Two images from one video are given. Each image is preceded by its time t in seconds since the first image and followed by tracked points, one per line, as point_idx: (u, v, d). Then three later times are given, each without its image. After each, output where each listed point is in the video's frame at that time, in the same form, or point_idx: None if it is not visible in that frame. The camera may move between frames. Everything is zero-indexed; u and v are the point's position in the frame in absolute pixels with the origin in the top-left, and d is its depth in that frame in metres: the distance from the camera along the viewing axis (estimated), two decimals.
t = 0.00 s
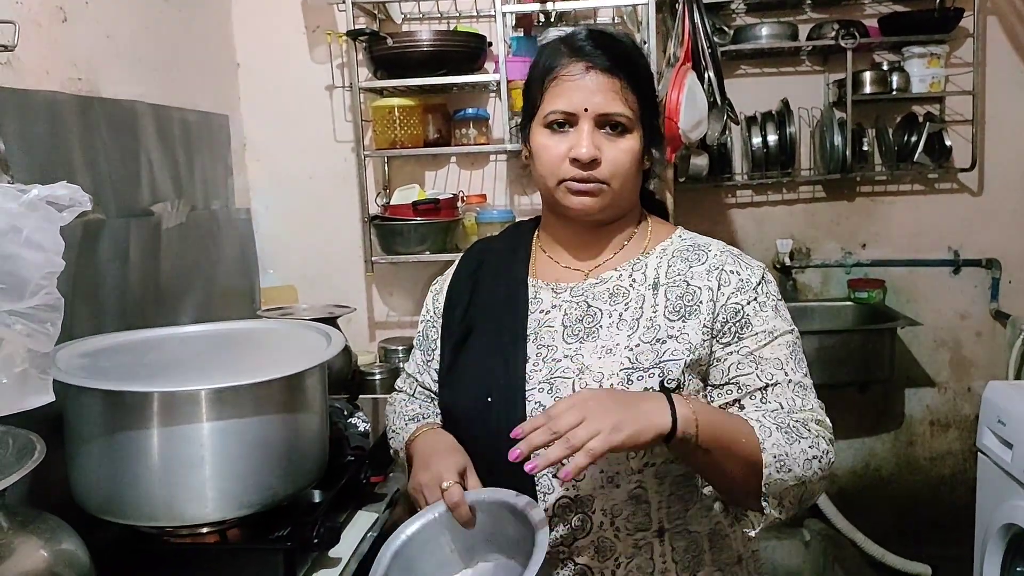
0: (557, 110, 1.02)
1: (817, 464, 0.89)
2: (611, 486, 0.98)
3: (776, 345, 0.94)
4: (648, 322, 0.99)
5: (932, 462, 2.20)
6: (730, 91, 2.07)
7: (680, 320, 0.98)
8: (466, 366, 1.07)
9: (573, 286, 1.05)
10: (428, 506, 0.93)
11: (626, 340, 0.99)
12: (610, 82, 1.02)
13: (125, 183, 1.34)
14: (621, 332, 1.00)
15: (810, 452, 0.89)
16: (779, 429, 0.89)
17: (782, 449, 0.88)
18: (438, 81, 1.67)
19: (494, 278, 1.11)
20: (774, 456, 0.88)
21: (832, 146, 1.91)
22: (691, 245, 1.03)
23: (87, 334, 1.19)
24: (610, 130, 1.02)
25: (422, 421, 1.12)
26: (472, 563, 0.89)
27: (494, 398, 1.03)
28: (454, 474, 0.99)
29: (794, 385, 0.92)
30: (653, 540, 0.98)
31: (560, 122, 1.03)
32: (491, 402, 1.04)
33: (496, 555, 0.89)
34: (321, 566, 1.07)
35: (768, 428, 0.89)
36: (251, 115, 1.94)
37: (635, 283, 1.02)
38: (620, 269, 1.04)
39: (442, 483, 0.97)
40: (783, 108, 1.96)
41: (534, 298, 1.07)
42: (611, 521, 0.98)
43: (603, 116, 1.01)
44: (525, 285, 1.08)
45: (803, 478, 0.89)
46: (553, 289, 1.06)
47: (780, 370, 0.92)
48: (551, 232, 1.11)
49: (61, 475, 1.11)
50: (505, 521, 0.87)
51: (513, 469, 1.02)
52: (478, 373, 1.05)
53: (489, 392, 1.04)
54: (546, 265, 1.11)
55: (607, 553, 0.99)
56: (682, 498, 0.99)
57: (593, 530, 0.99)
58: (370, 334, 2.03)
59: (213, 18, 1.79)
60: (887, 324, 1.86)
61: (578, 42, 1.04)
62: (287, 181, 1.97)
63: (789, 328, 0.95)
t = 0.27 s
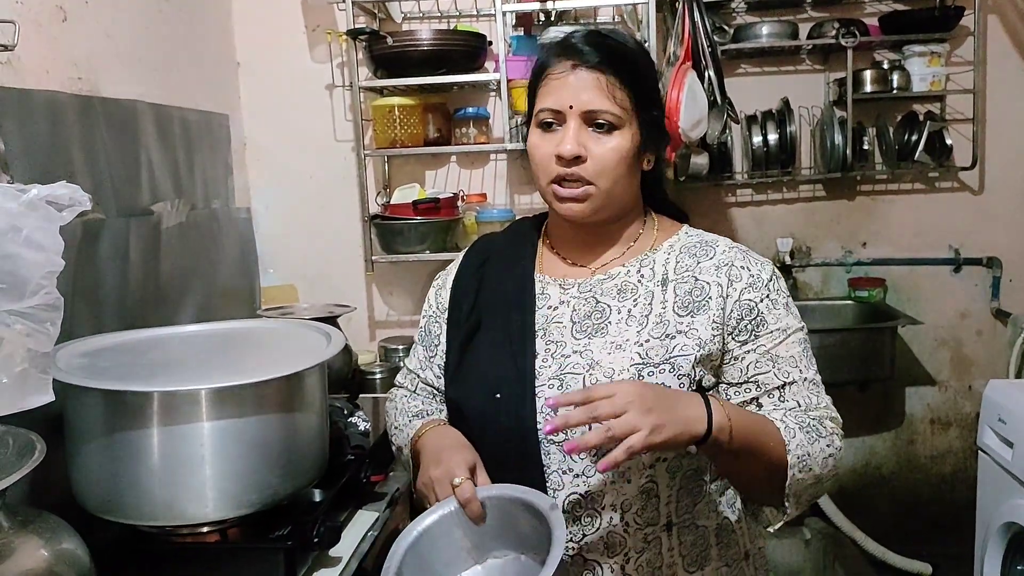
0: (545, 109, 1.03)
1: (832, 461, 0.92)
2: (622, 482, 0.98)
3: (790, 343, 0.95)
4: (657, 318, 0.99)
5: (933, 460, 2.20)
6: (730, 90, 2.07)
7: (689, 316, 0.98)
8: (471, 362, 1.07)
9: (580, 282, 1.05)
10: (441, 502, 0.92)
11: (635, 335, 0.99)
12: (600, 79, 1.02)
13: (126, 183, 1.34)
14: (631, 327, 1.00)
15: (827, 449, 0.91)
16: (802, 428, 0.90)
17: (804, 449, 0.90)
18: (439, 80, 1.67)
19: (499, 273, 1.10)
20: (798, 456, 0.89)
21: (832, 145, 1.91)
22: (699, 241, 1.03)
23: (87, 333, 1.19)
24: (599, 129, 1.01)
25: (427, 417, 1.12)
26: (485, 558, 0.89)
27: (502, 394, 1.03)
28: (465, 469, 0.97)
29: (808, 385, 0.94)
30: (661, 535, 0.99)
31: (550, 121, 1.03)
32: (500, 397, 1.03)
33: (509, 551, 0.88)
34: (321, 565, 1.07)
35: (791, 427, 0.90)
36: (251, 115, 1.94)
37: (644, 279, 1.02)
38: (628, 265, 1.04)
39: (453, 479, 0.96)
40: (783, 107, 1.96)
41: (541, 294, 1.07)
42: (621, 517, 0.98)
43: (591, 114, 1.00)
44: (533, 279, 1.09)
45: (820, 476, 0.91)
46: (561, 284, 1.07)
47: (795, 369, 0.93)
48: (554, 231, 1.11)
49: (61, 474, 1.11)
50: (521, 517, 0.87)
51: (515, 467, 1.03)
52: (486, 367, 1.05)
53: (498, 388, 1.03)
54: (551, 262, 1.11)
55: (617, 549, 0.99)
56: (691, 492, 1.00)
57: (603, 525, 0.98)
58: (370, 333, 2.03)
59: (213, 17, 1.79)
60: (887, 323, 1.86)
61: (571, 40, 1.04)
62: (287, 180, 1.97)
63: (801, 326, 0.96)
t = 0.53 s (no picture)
0: (543, 112, 1.03)
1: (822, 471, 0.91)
2: (621, 485, 0.98)
3: (786, 346, 0.93)
4: (655, 318, 0.99)
5: (932, 460, 2.20)
6: (729, 89, 2.07)
7: (687, 317, 0.97)
8: (473, 363, 1.08)
9: (580, 283, 1.05)
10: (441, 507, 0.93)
11: (633, 336, 0.99)
12: (598, 80, 1.01)
13: (124, 183, 1.34)
14: (629, 328, 1.00)
15: (817, 459, 0.90)
16: (791, 436, 0.89)
17: (793, 457, 0.88)
18: (438, 79, 1.67)
19: (502, 275, 1.10)
20: (784, 466, 0.88)
21: (832, 144, 1.91)
22: (700, 240, 1.03)
23: (86, 333, 1.19)
24: (596, 130, 1.01)
25: (431, 420, 1.12)
26: (487, 562, 0.90)
27: (501, 397, 1.03)
28: (465, 474, 0.98)
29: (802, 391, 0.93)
30: (663, 538, 0.99)
31: (548, 123, 1.04)
32: (499, 400, 1.03)
33: (510, 554, 0.89)
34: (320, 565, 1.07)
35: (780, 434, 0.89)
36: (250, 114, 1.94)
37: (644, 280, 1.02)
38: (628, 265, 1.04)
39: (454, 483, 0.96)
40: (782, 107, 1.96)
41: (541, 295, 1.07)
42: (620, 519, 0.98)
43: (587, 115, 1.00)
44: (534, 282, 1.08)
45: (808, 485, 0.90)
46: (561, 285, 1.06)
47: (790, 374, 0.92)
48: (556, 232, 1.11)
49: (60, 474, 1.11)
50: (521, 519, 0.87)
51: (514, 466, 1.03)
52: (487, 369, 1.06)
53: (497, 391, 1.04)
54: (552, 263, 1.11)
55: (617, 552, 0.98)
56: (692, 494, 1.00)
57: (603, 528, 0.98)
58: (369, 333, 2.03)
59: (211, 17, 1.79)
60: (886, 322, 1.86)
61: (568, 41, 1.04)
62: (286, 180, 1.97)
63: (799, 328, 0.95)
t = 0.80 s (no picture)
0: (543, 113, 1.03)
1: (808, 483, 0.90)
2: (614, 489, 0.98)
3: (780, 353, 0.93)
4: (653, 321, 0.99)
5: (932, 459, 2.20)
6: (728, 89, 2.07)
7: (684, 320, 0.97)
8: (473, 364, 1.08)
9: (579, 285, 1.05)
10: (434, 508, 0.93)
11: (630, 339, 0.99)
12: (597, 81, 1.01)
13: (122, 183, 1.34)
14: (626, 330, 1.00)
15: (803, 470, 0.89)
16: (779, 446, 0.88)
17: (777, 467, 0.87)
18: (436, 79, 1.67)
19: (506, 274, 1.11)
20: (767, 475, 0.87)
21: (830, 144, 1.91)
22: (701, 243, 1.02)
23: (84, 334, 1.19)
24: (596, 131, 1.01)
25: (432, 418, 1.12)
26: (479, 563, 0.90)
27: (496, 399, 1.03)
28: (459, 475, 0.98)
29: (794, 400, 0.92)
30: (657, 543, 0.98)
31: (548, 125, 1.04)
32: (495, 402, 1.04)
33: (501, 555, 0.89)
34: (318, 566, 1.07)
35: (767, 443, 0.88)
36: (248, 115, 1.94)
37: (643, 282, 1.02)
38: (628, 268, 1.03)
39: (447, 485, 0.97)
40: (781, 107, 1.96)
41: (541, 297, 1.07)
42: (614, 524, 0.98)
43: (586, 117, 1.00)
44: (535, 283, 1.09)
45: (792, 496, 0.89)
46: (561, 287, 1.06)
47: (782, 381, 0.92)
48: (559, 234, 1.11)
49: (57, 475, 1.11)
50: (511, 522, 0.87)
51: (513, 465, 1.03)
52: (484, 370, 1.06)
53: (493, 393, 1.04)
54: (553, 265, 1.11)
55: (610, 556, 0.98)
56: (687, 499, 0.99)
57: (596, 532, 0.98)
58: (368, 334, 2.03)
59: (209, 17, 1.79)
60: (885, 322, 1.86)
61: (567, 43, 1.04)
62: (285, 180, 1.97)
63: (797, 334, 0.94)
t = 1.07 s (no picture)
0: (551, 107, 1.03)
1: (824, 486, 0.90)
2: (609, 493, 0.97)
3: (789, 358, 0.93)
4: (653, 326, 0.99)
5: (931, 459, 2.20)
6: (727, 89, 2.07)
7: (685, 325, 0.97)
8: (472, 364, 1.08)
9: (579, 287, 1.05)
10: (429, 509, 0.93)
11: (630, 343, 0.99)
12: (605, 75, 1.01)
13: (121, 183, 1.34)
14: (626, 334, 0.99)
15: (820, 473, 0.89)
16: (797, 450, 0.88)
17: (797, 471, 0.87)
18: (435, 79, 1.67)
19: (506, 274, 1.11)
20: (789, 479, 0.87)
21: (829, 143, 1.91)
22: (703, 247, 1.02)
23: (82, 335, 1.19)
24: (605, 125, 1.01)
25: (431, 417, 1.12)
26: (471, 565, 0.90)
27: (494, 399, 1.03)
28: (454, 476, 0.98)
29: (806, 404, 0.91)
30: (652, 548, 0.98)
31: (556, 119, 1.03)
32: (491, 402, 1.04)
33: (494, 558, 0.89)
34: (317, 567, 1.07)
35: (786, 448, 0.88)
36: (247, 115, 1.94)
37: (643, 287, 1.01)
38: (628, 271, 1.03)
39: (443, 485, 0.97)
40: (780, 106, 1.96)
41: (541, 298, 1.07)
42: (608, 528, 0.97)
43: (595, 110, 1.00)
44: (535, 283, 1.09)
45: (810, 499, 0.89)
46: (560, 288, 1.06)
47: (793, 386, 0.91)
48: (561, 235, 1.11)
49: (56, 476, 1.11)
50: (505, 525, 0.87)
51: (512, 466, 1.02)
52: (482, 371, 1.06)
53: (491, 395, 1.04)
54: (554, 266, 1.11)
55: (604, 561, 0.98)
56: (681, 504, 0.99)
57: (590, 537, 0.98)
58: (367, 334, 2.03)
59: (208, 17, 1.78)
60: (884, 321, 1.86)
61: (573, 37, 1.04)
62: (284, 180, 1.97)
63: (804, 340, 0.94)
